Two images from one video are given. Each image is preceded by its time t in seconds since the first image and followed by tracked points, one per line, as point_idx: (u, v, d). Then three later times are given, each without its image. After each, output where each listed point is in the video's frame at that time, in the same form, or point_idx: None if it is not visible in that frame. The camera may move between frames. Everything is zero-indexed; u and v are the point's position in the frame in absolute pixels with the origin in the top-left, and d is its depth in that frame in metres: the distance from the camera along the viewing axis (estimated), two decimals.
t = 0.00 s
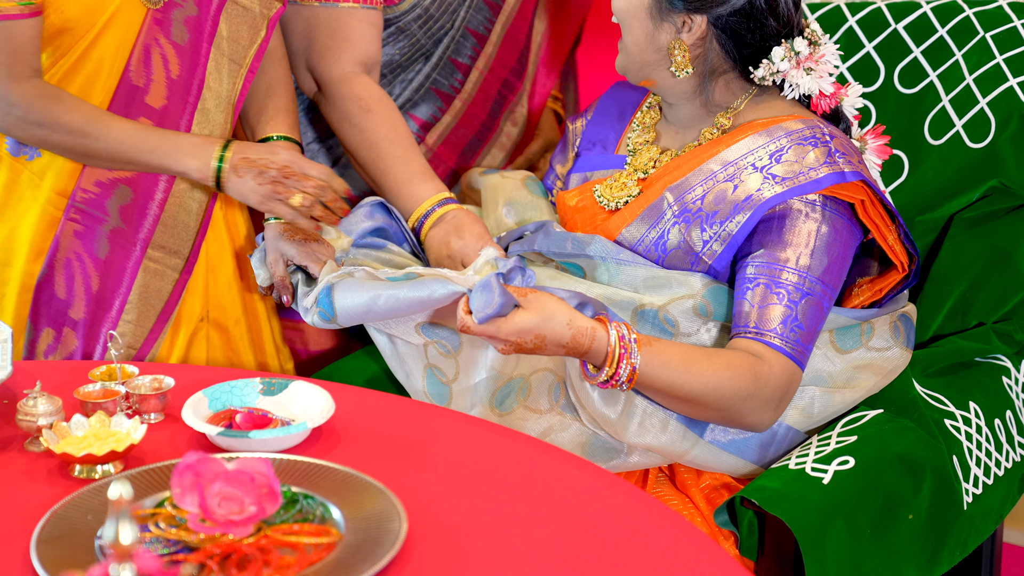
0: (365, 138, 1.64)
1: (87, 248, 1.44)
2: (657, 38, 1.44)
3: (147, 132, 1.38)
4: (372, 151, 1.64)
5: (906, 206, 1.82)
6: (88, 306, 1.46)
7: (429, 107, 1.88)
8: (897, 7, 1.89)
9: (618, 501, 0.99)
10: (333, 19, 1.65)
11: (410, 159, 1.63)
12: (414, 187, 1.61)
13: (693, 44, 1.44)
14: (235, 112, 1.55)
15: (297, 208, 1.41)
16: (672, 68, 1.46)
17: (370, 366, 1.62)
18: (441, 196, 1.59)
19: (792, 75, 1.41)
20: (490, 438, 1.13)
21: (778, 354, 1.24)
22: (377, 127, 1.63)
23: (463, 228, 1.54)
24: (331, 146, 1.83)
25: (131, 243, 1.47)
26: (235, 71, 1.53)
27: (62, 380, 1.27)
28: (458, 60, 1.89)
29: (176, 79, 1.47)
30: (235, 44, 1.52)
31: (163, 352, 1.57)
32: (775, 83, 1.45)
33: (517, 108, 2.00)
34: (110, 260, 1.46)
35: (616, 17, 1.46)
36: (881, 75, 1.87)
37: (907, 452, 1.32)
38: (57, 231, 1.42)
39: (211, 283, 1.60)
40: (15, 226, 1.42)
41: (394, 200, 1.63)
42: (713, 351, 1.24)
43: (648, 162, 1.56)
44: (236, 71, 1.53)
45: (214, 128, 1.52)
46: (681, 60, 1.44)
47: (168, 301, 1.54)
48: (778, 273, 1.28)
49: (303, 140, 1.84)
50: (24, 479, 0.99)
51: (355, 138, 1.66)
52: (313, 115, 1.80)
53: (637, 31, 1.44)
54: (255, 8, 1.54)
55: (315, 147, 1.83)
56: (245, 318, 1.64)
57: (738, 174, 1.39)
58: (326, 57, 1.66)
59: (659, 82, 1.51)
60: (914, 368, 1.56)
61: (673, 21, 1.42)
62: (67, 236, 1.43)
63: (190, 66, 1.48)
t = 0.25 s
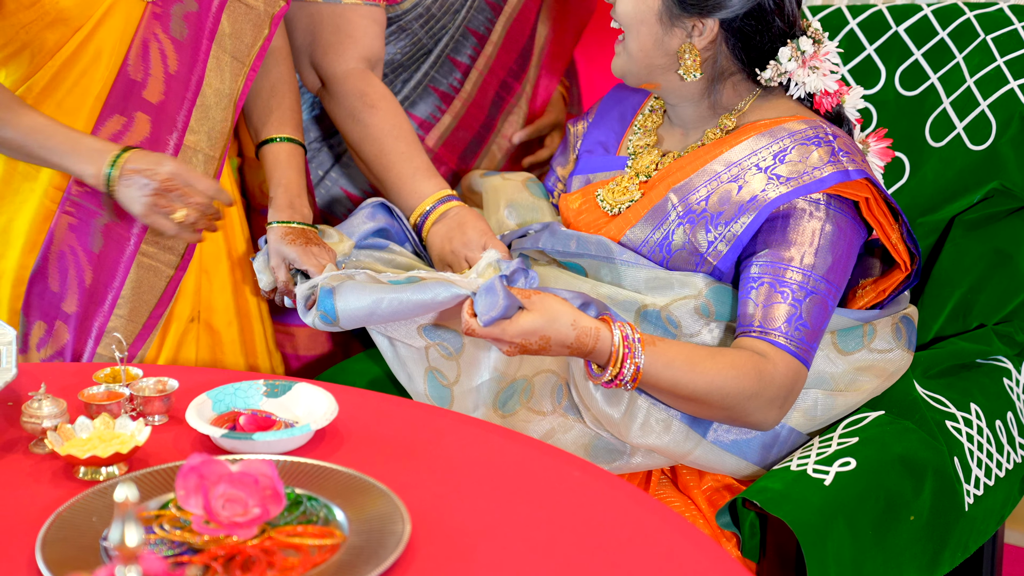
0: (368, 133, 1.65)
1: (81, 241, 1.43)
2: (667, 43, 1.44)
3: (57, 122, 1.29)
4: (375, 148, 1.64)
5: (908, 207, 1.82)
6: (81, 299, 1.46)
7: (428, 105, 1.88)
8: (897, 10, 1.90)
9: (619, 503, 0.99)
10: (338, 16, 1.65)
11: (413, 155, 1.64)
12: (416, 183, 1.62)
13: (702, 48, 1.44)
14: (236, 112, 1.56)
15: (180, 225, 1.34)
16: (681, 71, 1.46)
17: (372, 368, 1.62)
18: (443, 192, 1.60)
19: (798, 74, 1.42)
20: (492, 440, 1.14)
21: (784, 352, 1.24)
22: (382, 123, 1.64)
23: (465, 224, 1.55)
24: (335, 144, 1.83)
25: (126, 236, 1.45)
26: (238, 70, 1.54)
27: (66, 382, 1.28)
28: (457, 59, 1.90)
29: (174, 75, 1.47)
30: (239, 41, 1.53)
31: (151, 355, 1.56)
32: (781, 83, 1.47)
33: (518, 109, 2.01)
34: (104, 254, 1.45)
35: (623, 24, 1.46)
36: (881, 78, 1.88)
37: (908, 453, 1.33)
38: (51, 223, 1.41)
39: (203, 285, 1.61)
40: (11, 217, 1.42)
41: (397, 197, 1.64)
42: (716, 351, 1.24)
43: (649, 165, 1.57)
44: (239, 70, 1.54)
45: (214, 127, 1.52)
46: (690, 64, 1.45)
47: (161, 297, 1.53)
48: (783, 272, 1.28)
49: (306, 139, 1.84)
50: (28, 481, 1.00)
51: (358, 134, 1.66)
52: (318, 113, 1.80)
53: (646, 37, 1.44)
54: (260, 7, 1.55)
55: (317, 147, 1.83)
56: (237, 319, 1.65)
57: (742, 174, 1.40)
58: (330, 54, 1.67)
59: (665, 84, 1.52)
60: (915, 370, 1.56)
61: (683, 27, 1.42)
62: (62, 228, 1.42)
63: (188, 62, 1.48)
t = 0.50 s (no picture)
0: (372, 128, 1.65)
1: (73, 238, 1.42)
2: (680, 47, 1.43)
3: None
4: (379, 144, 1.65)
5: (910, 209, 1.83)
6: (71, 296, 1.45)
7: (429, 102, 1.90)
8: (898, 13, 1.91)
9: (622, 505, 1.00)
10: (343, 12, 1.66)
11: (416, 151, 1.65)
12: (418, 180, 1.62)
13: (714, 51, 1.44)
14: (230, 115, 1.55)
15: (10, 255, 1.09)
16: (693, 75, 1.46)
17: (375, 371, 1.63)
18: (444, 190, 1.61)
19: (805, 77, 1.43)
20: (495, 442, 1.14)
21: (787, 355, 1.25)
22: (385, 118, 1.65)
23: (466, 222, 1.55)
24: (336, 140, 1.83)
25: (116, 234, 1.46)
26: (235, 69, 1.54)
27: (71, 384, 1.28)
28: (458, 57, 1.91)
29: (169, 75, 1.47)
30: (236, 41, 1.53)
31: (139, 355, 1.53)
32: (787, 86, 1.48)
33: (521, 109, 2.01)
34: (94, 252, 1.45)
35: (633, 29, 1.44)
36: (883, 82, 1.88)
37: (910, 455, 1.33)
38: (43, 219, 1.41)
39: (194, 290, 1.58)
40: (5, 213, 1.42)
41: (398, 195, 1.65)
42: (720, 353, 1.24)
43: (649, 167, 1.57)
44: (236, 70, 1.54)
45: (207, 128, 1.52)
46: (703, 68, 1.45)
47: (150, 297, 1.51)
48: (786, 275, 1.29)
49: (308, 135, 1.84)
50: (33, 483, 1.00)
51: (362, 129, 1.67)
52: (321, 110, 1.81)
53: (658, 42, 1.43)
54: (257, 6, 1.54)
55: (319, 144, 1.84)
56: (224, 326, 1.62)
57: (744, 178, 1.40)
58: (334, 50, 1.67)
59: (673, 88, 1.52)
60: (916, 372, 1.57)
61: (697, 31, 1.42)
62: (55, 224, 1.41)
63: (184, 63, 1.48)
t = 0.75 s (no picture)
0: (368, 140, 1.66)
1: (53, 254, 1.43)
2: (690, 66, 1.45)
3: None
4: (374, 156, 1.66)
5: (909, 225, 1.83)
6: (52, 310, 1.45)
7: (426, 114, 1.92)
8: (898, 29, 1.92)
9: (623, 519, 1.00)
10: (338, 25, 1.68)
11: (412, 164, 1.65)
12: (415, 192, 1.63)
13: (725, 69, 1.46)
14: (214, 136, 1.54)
15: None
16: (703, 93, 1.48)
17: (376, 386, 1.63)
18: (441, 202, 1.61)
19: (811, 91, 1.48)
20: (497, 456, 1.15)
21: (787, 374, 1.26)
22: (381, 131, 1.65)
23: (461, 233, 1.57)
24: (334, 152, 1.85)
25: (96, 251, 1.46)
26: (219, 89, 1.53)
27: (73, 399, 1.29)
28: (456, 70, 1.92)
29: (152, 95, 1.47)
30: (221, 61, 1.51)
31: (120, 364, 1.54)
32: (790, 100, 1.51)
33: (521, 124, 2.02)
34: (74, 269, 1.45)
35: (642, 51, 1.46)
36: (882, 98, 1.89)
37: (911, 470, 1.33)
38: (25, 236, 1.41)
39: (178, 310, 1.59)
40: None
41: (395, 208, 1.65)
42: (720, 371, 1.25)
43: (649, 184, 1.58)
44: (221, 89, 1.53)
45: (191, 147, 1.52)
46: (714, 85, 1.46)
47: (129, 314, 1.52)
48: (785, 294, 1.29)
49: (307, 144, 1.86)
50: (35, 497, 1.00)
51: (357, 141, 1.67)
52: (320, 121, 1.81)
53: (668, 63, 1.45)
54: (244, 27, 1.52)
55: (317, 154, 1.85)
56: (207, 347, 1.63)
57: (743, 195, 1.41)
58: (330, 63, 1.68)
59: (680, 106, 1.53)
60: (917, 387, 1.57)
61: (707, 50, 1.43)
62: (36, 240, 1.41)
63: (168, 83, 1.48)
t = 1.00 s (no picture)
0: (364, 163, 1.67)
1: (35, 275, 1.43)
2: (704, 92, 1.46)
3: None
4: (370, 178, 1.67)
5: (910, 243, 1.84)
6: (33, 331, 1.45)
7: (429, 136, 1.92)
8: (899, 49, 1.96)
9: (626, 537, 1.01)
10: (334, 48, 1.70)
11: (408, 186, 1.66)
12: (409, 215, 1.64)
13: (739, 90, 1.48)
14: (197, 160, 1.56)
15: None
16: (718, 117, 1.49)
17: (378, 404, 1.64)
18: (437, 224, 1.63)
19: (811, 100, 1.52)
20: (499, 475, 1.15)
21: (790, 395, 1.27)
22: (375, 154, 1.66)
23: (459, 255, 1.58)
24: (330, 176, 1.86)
25: (78, 275, 1.46)
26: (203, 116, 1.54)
27: (77, 417, 1.29)
28: (458, 91, 1.94)
29: (135, 123, 1.47)
30: (204, 87, 1.53)
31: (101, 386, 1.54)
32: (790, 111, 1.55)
33: (523, 143, 2.04)
34: (57, 293, 1.45)
35: (654, 84, 1.46)
36: (883, 116, 1.92)
37: (912, 489, 1.34)
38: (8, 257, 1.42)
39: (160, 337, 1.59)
40: None
41: (392, 228, 1.66)
42: (724, 393, 1.26)
43: (652, 204, 1.60)
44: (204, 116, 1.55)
45: (173, 173, 1.52)
46: (729, 108, 1.48)
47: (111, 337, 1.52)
48: (787, 314, 1.30)
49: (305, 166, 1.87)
50: (39, 516, 1.01)
51: (353, 164, 1.68)
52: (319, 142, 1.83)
53: (683, 92, 1.46)
54: (225, 57, 1.54)
55: (315, 178, 1.86)
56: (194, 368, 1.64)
57: (744, 215, 1.42)
58: (324, 86, 1.70)
59: (691, 132, 1.54)
60: (918, 405, 1.58)
61: (722, 74, 1.45)
62: (18, 263, 1.42)
63: (151, 112, 1.49)
